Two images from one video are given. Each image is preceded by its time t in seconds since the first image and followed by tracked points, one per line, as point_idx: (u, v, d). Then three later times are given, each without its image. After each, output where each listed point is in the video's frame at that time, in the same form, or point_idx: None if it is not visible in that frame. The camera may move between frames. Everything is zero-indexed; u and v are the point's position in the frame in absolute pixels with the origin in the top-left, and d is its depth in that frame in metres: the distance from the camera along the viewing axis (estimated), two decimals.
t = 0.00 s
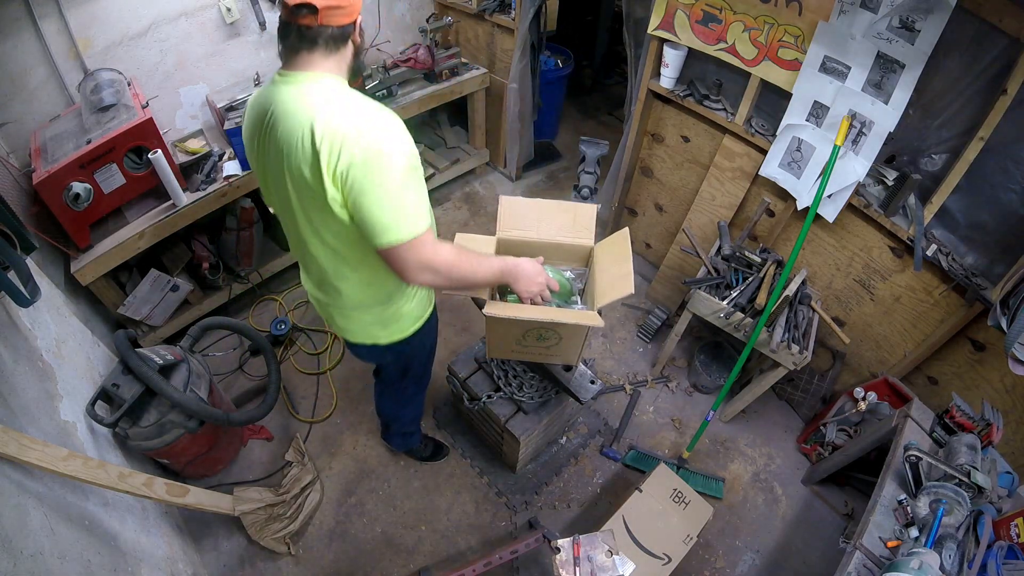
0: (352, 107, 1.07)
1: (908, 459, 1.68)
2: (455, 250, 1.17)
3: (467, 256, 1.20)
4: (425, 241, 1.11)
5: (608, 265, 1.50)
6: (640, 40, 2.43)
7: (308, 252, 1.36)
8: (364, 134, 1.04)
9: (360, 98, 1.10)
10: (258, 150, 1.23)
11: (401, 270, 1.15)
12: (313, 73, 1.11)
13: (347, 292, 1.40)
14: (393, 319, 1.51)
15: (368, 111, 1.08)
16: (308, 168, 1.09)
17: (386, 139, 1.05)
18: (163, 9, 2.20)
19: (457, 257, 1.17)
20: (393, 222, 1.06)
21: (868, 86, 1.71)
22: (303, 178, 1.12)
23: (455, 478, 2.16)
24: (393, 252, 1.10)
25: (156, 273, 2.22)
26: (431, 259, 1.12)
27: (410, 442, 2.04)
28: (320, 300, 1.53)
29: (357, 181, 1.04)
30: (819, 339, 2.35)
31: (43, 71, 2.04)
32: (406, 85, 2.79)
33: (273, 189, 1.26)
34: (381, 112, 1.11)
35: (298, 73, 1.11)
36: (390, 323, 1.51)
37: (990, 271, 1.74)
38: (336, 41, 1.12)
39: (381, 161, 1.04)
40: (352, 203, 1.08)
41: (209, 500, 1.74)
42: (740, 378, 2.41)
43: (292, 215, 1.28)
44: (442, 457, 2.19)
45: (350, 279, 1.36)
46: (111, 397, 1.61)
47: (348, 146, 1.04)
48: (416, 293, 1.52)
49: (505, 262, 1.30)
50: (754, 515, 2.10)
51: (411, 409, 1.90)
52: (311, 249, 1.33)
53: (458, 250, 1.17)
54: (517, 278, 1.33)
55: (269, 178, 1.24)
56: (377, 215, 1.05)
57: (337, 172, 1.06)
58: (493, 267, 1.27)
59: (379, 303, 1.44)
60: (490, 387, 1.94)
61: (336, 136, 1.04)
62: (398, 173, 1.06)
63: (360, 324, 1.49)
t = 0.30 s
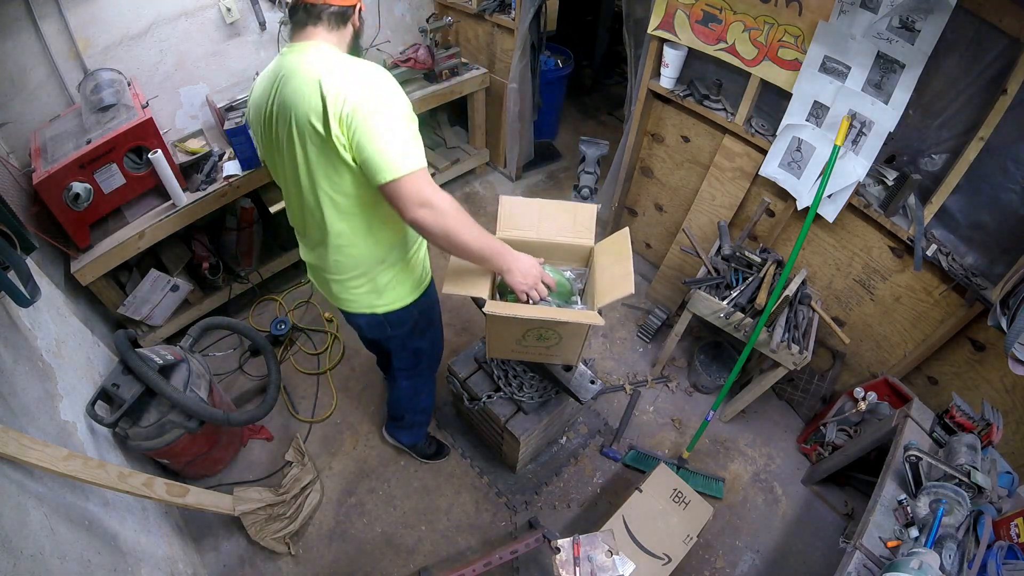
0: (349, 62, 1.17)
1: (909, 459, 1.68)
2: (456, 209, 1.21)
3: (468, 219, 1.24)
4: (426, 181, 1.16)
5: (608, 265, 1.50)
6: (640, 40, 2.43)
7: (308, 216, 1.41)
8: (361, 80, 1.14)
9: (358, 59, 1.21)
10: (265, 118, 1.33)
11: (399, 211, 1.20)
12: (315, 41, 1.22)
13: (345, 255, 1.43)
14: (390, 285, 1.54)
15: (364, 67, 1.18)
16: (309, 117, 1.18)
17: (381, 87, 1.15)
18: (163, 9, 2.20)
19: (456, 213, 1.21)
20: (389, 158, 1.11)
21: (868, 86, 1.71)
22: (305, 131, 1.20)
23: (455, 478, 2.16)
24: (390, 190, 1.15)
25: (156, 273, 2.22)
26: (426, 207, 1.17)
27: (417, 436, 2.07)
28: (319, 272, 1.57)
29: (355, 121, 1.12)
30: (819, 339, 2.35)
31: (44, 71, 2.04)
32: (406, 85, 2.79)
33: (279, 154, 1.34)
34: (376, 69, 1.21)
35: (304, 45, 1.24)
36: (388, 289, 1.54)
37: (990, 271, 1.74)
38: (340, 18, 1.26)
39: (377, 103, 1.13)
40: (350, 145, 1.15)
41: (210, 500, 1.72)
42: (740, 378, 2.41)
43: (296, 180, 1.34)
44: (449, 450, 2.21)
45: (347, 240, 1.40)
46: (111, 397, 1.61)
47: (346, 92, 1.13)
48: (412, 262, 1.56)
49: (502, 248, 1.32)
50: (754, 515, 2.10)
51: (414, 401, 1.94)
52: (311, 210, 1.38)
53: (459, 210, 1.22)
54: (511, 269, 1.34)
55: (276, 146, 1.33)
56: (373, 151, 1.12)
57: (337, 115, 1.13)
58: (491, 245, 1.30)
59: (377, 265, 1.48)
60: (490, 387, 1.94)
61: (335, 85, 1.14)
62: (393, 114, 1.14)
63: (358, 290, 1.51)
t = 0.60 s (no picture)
0: (346, 47, 1.20)
1: (909, 460, 1.68)
2: (458, 195, 1.23)
3: (468, 205, 1.25)
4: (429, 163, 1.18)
5: (608, 265, 1.50)
6: (640, 40, 2.43)
7: (307, 201, 1.42)
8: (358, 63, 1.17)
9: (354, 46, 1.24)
10: (264, 107, 1.35)
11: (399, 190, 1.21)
12: (312, 28, 1.24)
13: (344, 239, 1.44)
14: (390, 270, 1.54)
15: (361, 52, 1.21)
16: (307, 100, 1.20)
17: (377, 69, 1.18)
18: (163, 9, 2.20)
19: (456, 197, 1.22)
20: (388, 136, 1.14)
21: (868, 86, 1.71)
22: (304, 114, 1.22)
23: (455, 478, 2.16)
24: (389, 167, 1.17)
25: (156, 273, 2.22)
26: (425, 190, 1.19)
27: (421, 432, 2.08)
28: (318, 260, 1.57)
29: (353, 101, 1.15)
30: (819, 339, 2.35)
31: (44, 71, 2.04)
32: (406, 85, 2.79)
33: (281, 142, 1.36)
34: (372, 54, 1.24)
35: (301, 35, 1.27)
36: (388, 275, 1.54)
37: (990, 271, 1.74)
38: (342, 12, 1.27)
39: (375, 84, 1.15)
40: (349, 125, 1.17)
41: (210, 500, 1.72)
42: (740, 378, 2.41)
43: (297, 166, 1.36)
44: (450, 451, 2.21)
45: (346, 223, 1.40)
46: (111, 397, 1.61)
47: (344, 74, 1.15)
48: (411, 247, 1.57)
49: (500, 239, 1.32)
50: (754, 515, 2.10)
51: (413, 400, 1.94)
52: (311, 196, 1.39)
53: (460, 196, 1.23)
54: (506, 262, 1.34)
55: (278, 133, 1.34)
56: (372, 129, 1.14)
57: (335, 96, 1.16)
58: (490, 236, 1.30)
59: (376, 248, 1.48)
60: (490, 387, 1.94)
61: (333, 66, 1.17)
62: (390, 94, 1.16)
63: (358, 275, 1.51)
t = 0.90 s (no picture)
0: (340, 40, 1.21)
1: (909, 460, 1.68)
2: (456, 181, 1.23)
3: (466, 194, 1.25)
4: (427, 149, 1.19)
5: (608, 266, 1.50)
6: (640, 40, 2.43)
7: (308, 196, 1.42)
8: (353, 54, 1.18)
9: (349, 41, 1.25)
10: (263, 105, 1.35)
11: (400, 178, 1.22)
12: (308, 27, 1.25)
13: (347, 233, 1.43)
14: (394, 263, 1.54)
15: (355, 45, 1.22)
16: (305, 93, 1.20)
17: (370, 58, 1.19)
18: (163, 9, 2.20)
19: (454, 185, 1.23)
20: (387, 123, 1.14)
21: (868, 86, 1.71)
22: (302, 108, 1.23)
23: (455, 478, 2.16)
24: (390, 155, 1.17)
25: (156, 273, 2.22)
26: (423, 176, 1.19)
27: (424, 430, 2.07)
28: (321, 256, 1.57)
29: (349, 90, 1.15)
30: (820, 339, 2.35)
31: (44, 71, 2.04)
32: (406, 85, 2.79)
33: (280, 139, 1.36)
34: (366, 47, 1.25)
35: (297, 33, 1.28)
36: (391, 267, 1.54)
37: (990, 271, 1.74)
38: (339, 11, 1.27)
39: (371, 74, 1.16)
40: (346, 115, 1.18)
41: (210, 500, 1.72)
42: (740, 378, 2.41)
43: (296, 161, 1.36)
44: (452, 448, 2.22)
45: (349, 216, 1.40)
46: (111, 397, 1.61)
47: (340, 64, 1.16)
48: (413, 240, 1.57)
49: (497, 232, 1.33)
50: (755, 515, 2.10)
51: (413, 400, 1.94)
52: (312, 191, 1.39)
53: (459, 185, 1.24)
54: (501, 255, 1.34)
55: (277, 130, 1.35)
56: (370, 117, 1.14)
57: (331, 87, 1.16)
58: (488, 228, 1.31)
59: (379, 241, 1.48)
60: (490, 387, 1.94)
61: (330, 58, 1.17)
62: (387, 83, 1.17)
63: (362, 269, 1.51)
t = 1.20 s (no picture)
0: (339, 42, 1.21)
1: (909, 460, 1.68)
2: (457, 186, 1.25)
3: (467, 198, 1.27)
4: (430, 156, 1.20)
5: (608, 266, 1.50)
6: (640, 40, 2.43)
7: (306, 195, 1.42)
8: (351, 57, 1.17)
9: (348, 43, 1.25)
10: (263, 106, 1.35)
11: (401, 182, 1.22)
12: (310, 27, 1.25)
13: (344, 233, 1.43)
14: (390, 264, 1.54)
15: (353, 48, 1.21)
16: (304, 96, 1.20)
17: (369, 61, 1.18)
18: (163, 9, 2.20)
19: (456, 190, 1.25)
20: (387, 129, 1.14)
21: (868, 86, 1.71)
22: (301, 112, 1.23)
23: (455, 478, 2.16)
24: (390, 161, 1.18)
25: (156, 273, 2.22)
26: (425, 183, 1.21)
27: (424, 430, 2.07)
28: (318, 256, 1.57)
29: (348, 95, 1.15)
30: (819, 339, 2.35)
31: (44, 71, 2.04)
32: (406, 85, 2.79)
33: (279, 138, 1.36)
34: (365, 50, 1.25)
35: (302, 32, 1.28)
36: (388, 268, 1.54)
37: (990, 271, 1.74)
38: (342, 11, 1.26)
39: (370, 78, 1.15)
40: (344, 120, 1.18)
41: (210, 500, 1.72)
42: (740, 378, 2.41)
43: (295, 161, 1.36)
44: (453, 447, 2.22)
45: (347, 217, 1.40)
46: (111, 397, 1.60)
47: (339, 68, 1.15)
48: (410, 241, 1.57)
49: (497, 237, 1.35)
50: (754, 515, 2.10)
51: (413, 400, 1.94)
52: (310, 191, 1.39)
53: (460, 189, 1.25)
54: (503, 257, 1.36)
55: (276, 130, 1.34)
56: (370, 122, 1.14)
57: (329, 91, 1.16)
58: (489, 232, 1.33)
59: (375, 242, 1.48)
60: (490, 387, 1.94)
61: (329, 61, 1.17)
62: (385, 87, 1.16)
63: (358, 270, 1.51)
